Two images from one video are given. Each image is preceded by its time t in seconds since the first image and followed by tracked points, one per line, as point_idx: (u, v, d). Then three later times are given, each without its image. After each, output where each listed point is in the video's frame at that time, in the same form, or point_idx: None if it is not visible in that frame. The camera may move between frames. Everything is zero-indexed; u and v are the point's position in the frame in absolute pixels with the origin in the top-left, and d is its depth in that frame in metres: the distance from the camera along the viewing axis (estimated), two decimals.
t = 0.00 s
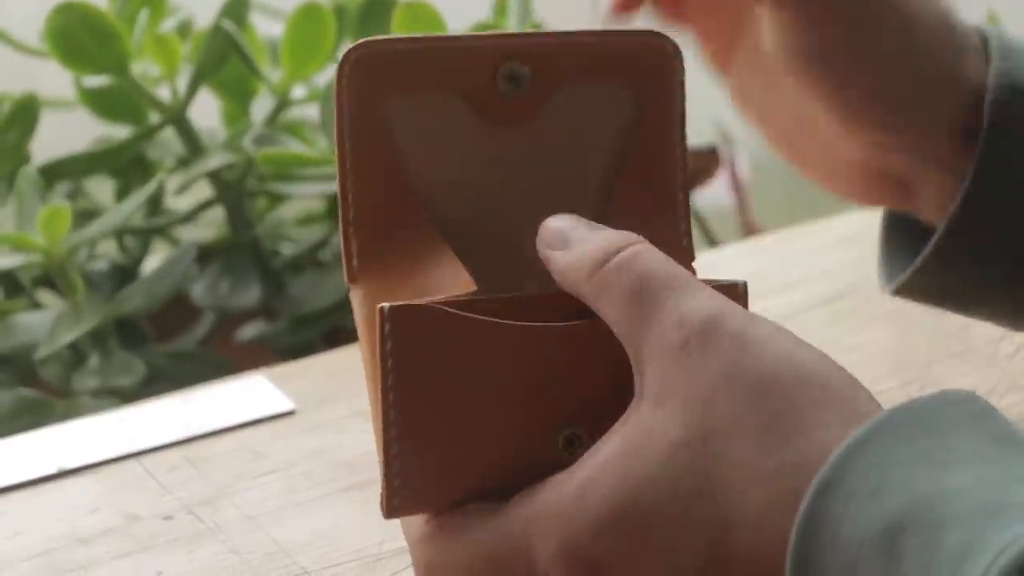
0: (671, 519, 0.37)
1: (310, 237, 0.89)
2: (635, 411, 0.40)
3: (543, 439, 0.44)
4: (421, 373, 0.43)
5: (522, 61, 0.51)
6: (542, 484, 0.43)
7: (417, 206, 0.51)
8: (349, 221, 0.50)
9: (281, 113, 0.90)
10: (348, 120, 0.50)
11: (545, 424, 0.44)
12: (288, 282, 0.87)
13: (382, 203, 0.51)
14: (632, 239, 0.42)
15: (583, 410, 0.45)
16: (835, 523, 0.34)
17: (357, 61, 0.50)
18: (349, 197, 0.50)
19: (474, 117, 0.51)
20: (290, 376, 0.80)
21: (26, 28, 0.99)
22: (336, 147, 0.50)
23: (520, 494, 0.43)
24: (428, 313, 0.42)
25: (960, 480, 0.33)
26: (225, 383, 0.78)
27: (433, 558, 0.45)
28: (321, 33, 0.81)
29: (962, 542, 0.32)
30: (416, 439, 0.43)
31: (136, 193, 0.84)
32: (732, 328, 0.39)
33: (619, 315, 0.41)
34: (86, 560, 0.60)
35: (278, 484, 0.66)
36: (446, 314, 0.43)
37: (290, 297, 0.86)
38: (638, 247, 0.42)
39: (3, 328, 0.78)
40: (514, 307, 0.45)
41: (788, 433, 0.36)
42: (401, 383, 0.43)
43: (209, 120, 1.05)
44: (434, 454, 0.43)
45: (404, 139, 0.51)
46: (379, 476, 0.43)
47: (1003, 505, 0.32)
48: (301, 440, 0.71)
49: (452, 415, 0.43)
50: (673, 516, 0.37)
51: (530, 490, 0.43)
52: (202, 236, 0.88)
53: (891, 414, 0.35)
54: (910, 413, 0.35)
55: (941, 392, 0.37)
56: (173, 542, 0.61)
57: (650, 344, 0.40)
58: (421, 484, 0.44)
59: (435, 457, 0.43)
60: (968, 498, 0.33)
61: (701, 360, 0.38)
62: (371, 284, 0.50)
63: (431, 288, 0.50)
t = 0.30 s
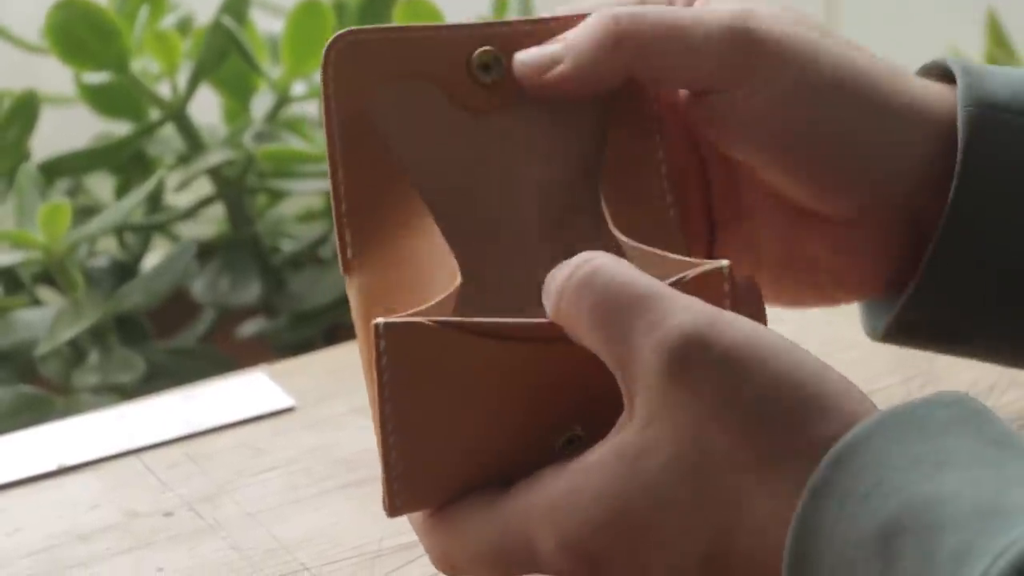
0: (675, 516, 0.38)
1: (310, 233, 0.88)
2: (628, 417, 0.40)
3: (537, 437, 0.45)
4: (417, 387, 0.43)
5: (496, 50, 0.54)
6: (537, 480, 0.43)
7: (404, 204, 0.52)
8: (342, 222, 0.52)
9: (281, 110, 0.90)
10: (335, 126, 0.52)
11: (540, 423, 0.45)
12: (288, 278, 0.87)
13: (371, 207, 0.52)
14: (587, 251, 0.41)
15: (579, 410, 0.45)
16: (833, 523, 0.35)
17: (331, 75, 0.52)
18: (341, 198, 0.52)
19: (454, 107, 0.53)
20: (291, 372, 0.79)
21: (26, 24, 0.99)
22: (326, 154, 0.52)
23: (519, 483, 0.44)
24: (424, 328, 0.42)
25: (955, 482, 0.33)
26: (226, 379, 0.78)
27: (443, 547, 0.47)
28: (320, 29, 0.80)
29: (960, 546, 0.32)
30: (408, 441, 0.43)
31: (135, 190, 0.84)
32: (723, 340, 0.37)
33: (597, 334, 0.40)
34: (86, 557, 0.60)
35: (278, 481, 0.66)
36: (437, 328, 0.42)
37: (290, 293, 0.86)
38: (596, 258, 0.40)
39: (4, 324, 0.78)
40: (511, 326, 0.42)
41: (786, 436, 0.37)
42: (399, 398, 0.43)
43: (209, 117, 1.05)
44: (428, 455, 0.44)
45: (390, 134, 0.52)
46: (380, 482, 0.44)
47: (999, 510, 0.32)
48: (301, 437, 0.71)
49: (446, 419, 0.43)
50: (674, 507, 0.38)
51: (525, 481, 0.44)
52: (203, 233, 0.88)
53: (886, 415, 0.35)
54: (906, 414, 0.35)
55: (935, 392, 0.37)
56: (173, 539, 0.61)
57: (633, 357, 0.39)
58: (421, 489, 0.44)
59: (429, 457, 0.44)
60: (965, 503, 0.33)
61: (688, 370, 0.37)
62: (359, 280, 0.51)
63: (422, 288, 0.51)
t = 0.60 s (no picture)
0: (676, 513, 0.38)
1: (309, 229, 0.88)
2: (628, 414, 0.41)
3: (540, 433, 0.45)
4: (425, 388, 0.43)
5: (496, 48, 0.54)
6: (542, 480, 0.43)
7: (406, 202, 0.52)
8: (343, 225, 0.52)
9: (280, 106, 0.90)
10: (335, 126, 0.52)
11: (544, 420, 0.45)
12: (288, 275, 0.87)
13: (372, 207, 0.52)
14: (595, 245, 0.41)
15: (581, 407, 0.45)
16: (832, 518, 0.35)
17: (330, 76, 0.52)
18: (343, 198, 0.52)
19: (453, 109, 0.53)
20: (291, 369, 0.80)
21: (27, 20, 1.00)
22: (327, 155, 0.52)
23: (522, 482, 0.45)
24: (433, 327, 0.42)
25: (956, 477, 0.34)
26: (225, 376, 0.78)
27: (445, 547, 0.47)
28: (320, 25, 0.80)
29: (960, 542, 0.32)
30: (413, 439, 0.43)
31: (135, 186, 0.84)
32: (723, 333, 0.38)
33: (608, 327, 0.40)
34: (86, 553, 0.60)
35: (278, 477, 0.66)
36: (447, 327, 0.42)
37: (290, 289, 0.86)
38: (603, 252, 0.40)
39: (4, 321, 0.78)
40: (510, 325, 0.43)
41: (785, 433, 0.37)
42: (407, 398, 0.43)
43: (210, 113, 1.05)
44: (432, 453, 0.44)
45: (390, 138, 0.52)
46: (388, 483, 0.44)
47: (1000, 507, 0.32)
48: (302, 434, 0.71)
49: (452, 417, 0.43)
50: (676, 502, 0.38)
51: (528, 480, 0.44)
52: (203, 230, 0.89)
53: (887, 410, 0.35)
54: (908, 408, 0.35)
55: (937, 387, 0.37)
56: (173, 535, 0.61)
57: (640, 351, 0.39)
58: (428, 488, 0.44)
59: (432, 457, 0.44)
60: (965, 499, 0.33)
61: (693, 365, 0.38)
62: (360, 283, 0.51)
63: (431, 291, 0.51)
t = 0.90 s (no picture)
0: (676, 511, 0.38)
1: (309, 227, 0.88)
2: (628, 412, 0.41)
3: (538, 433, 0.45)
4: (419, 392, 0.43)
5: (494, 45, 0.53)
6: (541, 482, 0.43)
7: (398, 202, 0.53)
8: (336, 230, 0.52)
9: (281, 104, 0.90)
10: (329, 128, 0.52)
11: (540, 420, 0.45)
12: (287, 272, 0.87)
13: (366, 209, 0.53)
14: (595, 242, 0.42)
15: (577, 408, 0.46)
16: (831, 516, 0.35)
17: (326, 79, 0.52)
18: (335, 203, 0.52)
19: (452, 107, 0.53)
20: (291, 366, 0.80)
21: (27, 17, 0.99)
22: (319, 159, 0.52)
23: (520, 486, 0.45)
24: (425, 331, 0.42)
25: (955, 475, 0.34)
26: (226, 373, 0.78)
27: (440, 554, 0.46)
28: (320, 22, 0.80)
29: (960, 539, 0.32)
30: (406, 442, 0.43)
31: (135, 184, 0.84)
32: (721, 331, 0.38)
33: (606, 323, 0.40)
34: (85, 551, 0.60)
35: (277, 475, 0.66)
36: (441, 330, 0.43)
37: (289, 287, 0.86)
38: (603, 248, 0.41)
39: (3, 319, 0.78)
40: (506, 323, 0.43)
41: (789, 433, 0.37)
42: (401, 402, 0.43)
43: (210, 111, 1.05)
44: (429, 454, 0.44)
45: (386, 141, 0.53)
46: (383, 488, 0.44)
47: (1000, 505, 0.32)
48: (302, 431, 0.71)
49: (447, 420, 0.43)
50: (677, 502, 0.38)
51: (528, 483, 0.44)
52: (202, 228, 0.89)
53: (886, 408, 0.35)
54: (907, 406, 0.35)
55: (937, 385, 0.37)
56: (172, 533, 0.61)
57: (636, 346, 0.39)
58: (422, 493, 0.44)
59: (427, 460, 0.44)
60: (966, 496, 0.33)
61: (689, 364, 0.38)
62: (355, 287, 0.52)
63: (426, 299, 0.53)
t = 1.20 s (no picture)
0: (677, 509, 0.38)
1: (309, 225, 0.89)
2: (629, 408, 0.41)
3: (538, 431, 0.45)
4: (419, 388, 0.43)
5: (494, 49, 0.53)
6: (544, 478, 0.43)
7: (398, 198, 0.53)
8: (336, 228, 0.52)
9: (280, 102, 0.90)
10: (329, 126, 0.52)
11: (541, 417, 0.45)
12: (286, 271, 0.87)
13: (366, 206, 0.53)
14: (600, 238, 0.42)
15: (578, 405, 0.46)
16: (832, 514, 0.35)
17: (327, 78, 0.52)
18: (335, 201, 0.52)
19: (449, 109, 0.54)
20: (290, 364, 0.80)
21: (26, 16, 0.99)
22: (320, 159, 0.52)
23: (520, 483, 0.45)
24: (424, 326, 0.43)
25: (955, 472, 0.34)
26: (227, 371, 0.78)
27: (440, 552, 0.46)
28: (320, 21, 0.80)
29: (959, 536, 0.32)
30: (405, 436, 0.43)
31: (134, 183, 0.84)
32: (724, 325, 0.38)
33: (606, 321, 0.40)
34: (85, 549, 0.60)
35: (277, 473, 0.66)
36: (441, 325, 0.43)
37: (287, 285, 0.86)
38: (607, 244, 0.42)
39: (3, 317, 0.78)
40: (504, 321, 0.43)
41: (794, 429, 0.37)
42: (401, 398, 0.43)
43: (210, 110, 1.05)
44: (429, 451, 0.44)
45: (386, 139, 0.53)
46: (383, 485, 0.44)
47: (999, 501, 0.32)
48: (301, 430, 0.71)
49: (448, 417, 0.43)
50: (677, 500, 0.38)
51: (528, 481, 0.44)
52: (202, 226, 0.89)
53: (885, 407, 0.35)
54: (907, 404, 0.35)
55: (937, 384, 0.37)
56: (172, 532, 0.61)
57: (637, 343, 0.40)
58: (422, 490, 0.44)
59: (427, 457, 0.44)
60: (966, 492, 0.33)
61: (691, 359, 0.38)
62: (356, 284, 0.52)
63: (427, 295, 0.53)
